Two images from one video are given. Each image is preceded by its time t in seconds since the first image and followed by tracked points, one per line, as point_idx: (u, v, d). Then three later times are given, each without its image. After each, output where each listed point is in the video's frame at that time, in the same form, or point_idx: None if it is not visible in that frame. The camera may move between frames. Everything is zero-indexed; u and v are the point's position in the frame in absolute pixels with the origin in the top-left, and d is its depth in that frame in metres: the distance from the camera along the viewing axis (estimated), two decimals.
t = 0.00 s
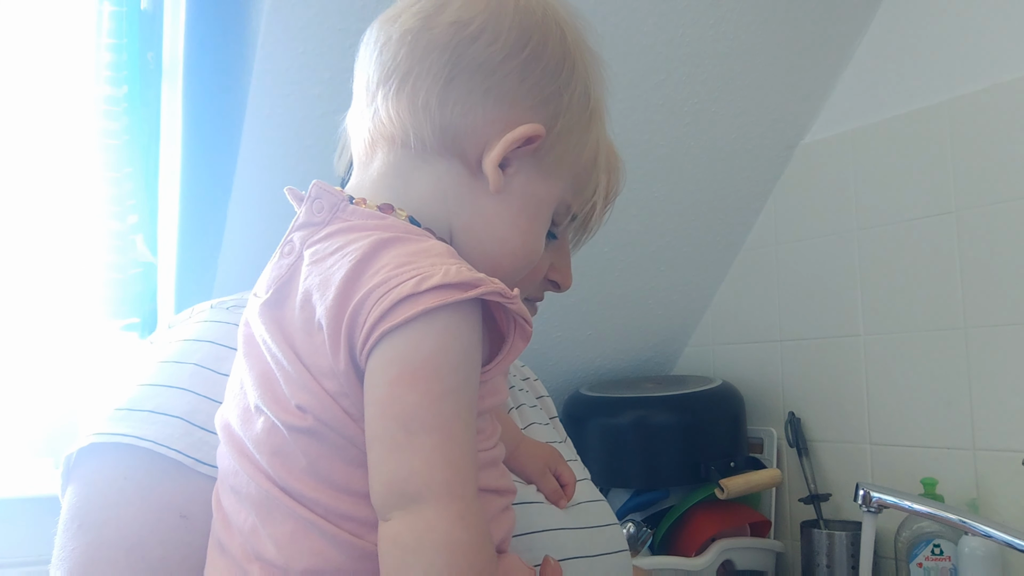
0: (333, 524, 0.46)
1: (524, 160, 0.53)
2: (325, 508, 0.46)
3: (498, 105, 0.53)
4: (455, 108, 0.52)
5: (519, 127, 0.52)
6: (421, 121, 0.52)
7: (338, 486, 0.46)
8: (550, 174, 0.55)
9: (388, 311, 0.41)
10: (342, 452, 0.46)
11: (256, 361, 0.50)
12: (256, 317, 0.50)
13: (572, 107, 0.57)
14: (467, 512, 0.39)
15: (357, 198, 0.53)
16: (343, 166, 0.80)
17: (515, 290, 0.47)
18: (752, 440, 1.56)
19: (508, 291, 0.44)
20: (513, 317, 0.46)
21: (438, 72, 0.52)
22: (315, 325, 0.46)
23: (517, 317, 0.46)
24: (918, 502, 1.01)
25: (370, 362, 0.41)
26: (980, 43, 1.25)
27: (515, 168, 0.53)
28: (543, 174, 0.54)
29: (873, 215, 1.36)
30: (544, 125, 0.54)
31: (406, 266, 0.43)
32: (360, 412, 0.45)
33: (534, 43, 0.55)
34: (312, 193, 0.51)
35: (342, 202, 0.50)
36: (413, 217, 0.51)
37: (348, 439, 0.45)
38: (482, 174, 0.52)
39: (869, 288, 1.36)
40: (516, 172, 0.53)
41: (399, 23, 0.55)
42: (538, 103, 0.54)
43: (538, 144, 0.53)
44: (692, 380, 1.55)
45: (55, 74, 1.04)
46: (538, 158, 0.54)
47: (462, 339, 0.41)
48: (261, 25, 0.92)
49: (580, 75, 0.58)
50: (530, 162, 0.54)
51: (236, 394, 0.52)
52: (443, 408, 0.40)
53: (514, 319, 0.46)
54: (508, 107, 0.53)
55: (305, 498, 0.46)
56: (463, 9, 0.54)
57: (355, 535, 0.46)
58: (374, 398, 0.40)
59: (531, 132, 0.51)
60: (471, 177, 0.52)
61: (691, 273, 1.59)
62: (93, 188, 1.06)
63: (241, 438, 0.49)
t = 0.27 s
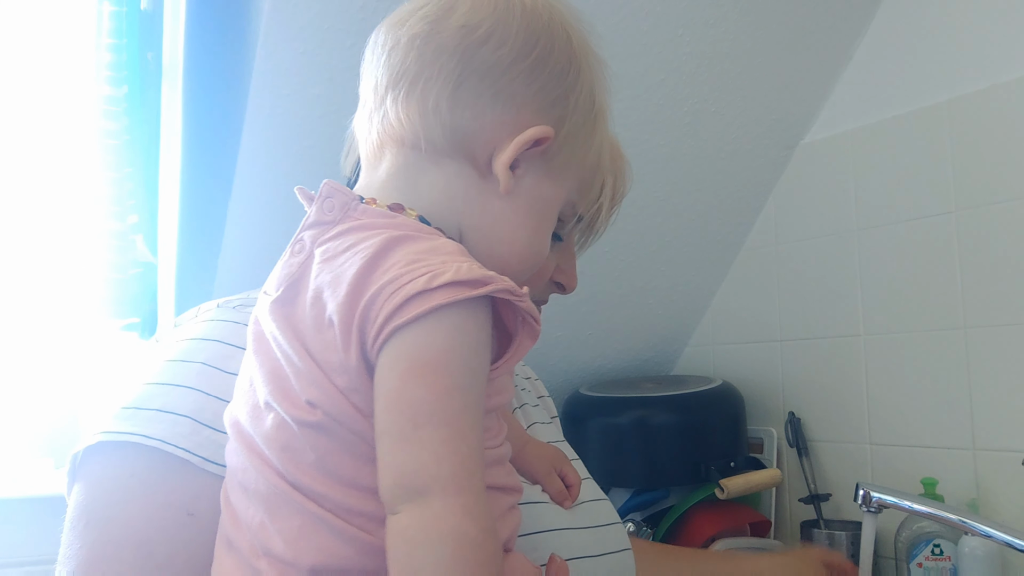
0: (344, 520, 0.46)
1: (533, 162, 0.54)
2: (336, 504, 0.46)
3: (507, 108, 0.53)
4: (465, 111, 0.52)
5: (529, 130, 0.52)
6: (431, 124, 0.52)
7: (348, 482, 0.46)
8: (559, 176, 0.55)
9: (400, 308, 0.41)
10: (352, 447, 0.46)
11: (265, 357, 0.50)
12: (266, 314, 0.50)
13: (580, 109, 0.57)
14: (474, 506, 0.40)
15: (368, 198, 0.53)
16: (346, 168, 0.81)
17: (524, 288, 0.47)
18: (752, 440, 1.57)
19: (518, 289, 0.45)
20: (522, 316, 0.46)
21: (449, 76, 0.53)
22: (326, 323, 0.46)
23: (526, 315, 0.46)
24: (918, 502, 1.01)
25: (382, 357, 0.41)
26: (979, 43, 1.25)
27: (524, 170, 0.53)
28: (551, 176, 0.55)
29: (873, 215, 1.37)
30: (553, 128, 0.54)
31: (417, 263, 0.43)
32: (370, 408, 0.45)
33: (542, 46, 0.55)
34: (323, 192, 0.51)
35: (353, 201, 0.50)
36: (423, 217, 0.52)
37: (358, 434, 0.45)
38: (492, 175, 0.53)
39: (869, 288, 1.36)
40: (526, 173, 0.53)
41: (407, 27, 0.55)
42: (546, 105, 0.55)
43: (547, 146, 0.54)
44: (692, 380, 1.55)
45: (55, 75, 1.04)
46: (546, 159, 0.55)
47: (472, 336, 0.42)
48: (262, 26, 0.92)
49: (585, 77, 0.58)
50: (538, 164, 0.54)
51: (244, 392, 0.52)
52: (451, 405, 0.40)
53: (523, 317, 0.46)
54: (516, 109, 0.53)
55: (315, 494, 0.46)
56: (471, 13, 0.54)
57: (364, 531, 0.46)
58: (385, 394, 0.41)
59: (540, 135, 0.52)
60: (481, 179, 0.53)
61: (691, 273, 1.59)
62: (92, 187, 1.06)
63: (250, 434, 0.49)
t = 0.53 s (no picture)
0: (359, 514, 0.46)
1: (548, 161, 0.54)
2: (352, 498, 0.45)
3: (523, 110, 0.53)
4: (482, 112, 0.52)
5: (545, 130, 0.52)
6: (448, 124, 0.52)
7: (364, 476, 0.46)
8: (572, 175, 0.55)
9: (425, 306, 0.41)
10: (370, 442, 0.45)
11: (282, 352, 0.50)
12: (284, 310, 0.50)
13: (590, 108, 0.57)
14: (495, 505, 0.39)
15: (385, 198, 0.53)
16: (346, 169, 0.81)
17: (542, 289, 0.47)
18: (752, 440, 1.56)
19: (538, 291, 0.45)
20: (540, 317, 0.46)
21: (466, 76, 0.52)
22: (347, 320, 0.46)
23: (544, 317, 0.46)
24: (918, 502, 1.01)
25: (405, 355, 0.42)
26: (980, 42, 1.25)
27: (540, 169, 0.53)
28: (564, 175, 0.55)
29: (874, 215, 1.37)
30: (567, 128, 0.54)
31: (441, 263, 0.43)
32: (391, 404, 0.45)
33: (556, 47, 0.55)
34: (342, 190, 0.51)
35: (373, 200, 0.50)
36: (442, 217, 0.52)
37: (377, 430, 0.45)
38: (508, 175, 0.52)
39: (869, 288, 1.36)
40: (540, 173, 0.53)
41: (422, 27, 0.55)
42: (560, 105, 0.55)
43: (561, 145, 0.54)
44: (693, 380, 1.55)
45: (57, 75, 1.04)
46: (560, 159, 0.54)
47: (495, 336, 0.42)
48: (260, 26, 0.92)
49: (594, 77, 0.58)
50: (552, 163, 0.54)
51: (259, 387, 0.52)
52: (475, 404, 0.40)
53: (541, 318, 0.46)
54: (527, 109, 0.53)
55: (331, 488, 0.46)
56: (487, 13, 0.54)
57: (378, 524, 0.46)
58: (408, 391, 0.41)
59: (558, 134, 0.52)
60: (496, 179, 0.53)
61: (692, 273, 1.59)
62: (93, 188, 1.06)
63: (267, 429, 0.49)
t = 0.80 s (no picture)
0: (358, 502, 0.46)
1: (549, 156, 0.54)
2: (351, 487, 0.46)
3: (525, 105, 0.53)
4: (484, 107, 0.52)
5: (546, 125, 0.52)
6: (450, 119, 0.53)
7: (363, 465, 0.46)
8: (574, 169, 0.56)
9: (426, 296, 0.41)
10: (370, 432, 0.46)
11: (284, 343, 0.50)
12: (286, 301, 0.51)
13: (592, 105, 0.57)
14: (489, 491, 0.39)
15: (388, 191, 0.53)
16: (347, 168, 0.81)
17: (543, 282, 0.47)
18: (751, 440, 1.57)
19: (538, 283, 0.45)
20: (539, 310, 0.46)
21: (468, 71, 0.53)
22: (348, 311, 0.46)
23: (543, 310, 0.46)
24: (918, 502, 1.02)
25: (405, 343, 0.42)
26: (980, 42, 1.25)
27: (541, 163, 0.54)
28: (565, 170, 0.55)
29: (873, 215, 1.37)
30: (568, 122, 0.55)
31: (441, 254, 0.44)
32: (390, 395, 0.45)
33: (557, 42, 0.55)
34: (345, 183, 0.51)
35: (376, 194, 0.50)
36: (444, 210, 0.52)
37: (377, 420, 0.46)
38: (509, 169, 0.53)
39: (869, 287, 1.37)
40: (542, 167, 0.54)
41: (424, 23, 0.55)
42: (561, 101, 0.55)
43: (562, 140, 0.54)
44: (692, 379, 1.56)
45: (56, 75, 1.04)
46: (561, 154, 0.55)
47: (494, 327, 0.42)
48: (261, 26, 0.92)
49: (595, 75, 0.58)
50: (554, 157, 0.54)
51: (262, 378, 0.52)
52: (474, 394, 0.40)
53: (541, 311, 0.47)
54: (528, 106, 0.53)
55: (330, 477, 0.46)
56: (489, 9, 0.54)
57: (377, 513, 0.46)
58: (408, 379, 0.41)
59: (558, 129, 0.52)
60: (498, 173, 0.53)
61: (692, 272, 1.60)
62: (93, 188, 1.06)
63: (268, 418, 0.50)
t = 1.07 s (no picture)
0: (360, 497, 0.46)
1: (546, 153, 0.54)
2: (352, 482, 0.46)
3: (522, 103, 0.53)
4: (480, 105, 0.53)
5: (541, 122, 0.52)
6: (447, 118, 0.53)
7: (364, 459, 0.46)
8: (569, 166, 0.56)
9: (421, 286, 0.42)
10: (370, 426, 0.46)
11: (283, 340, 0.50)
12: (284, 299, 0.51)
13: (585, 102, 0.57)
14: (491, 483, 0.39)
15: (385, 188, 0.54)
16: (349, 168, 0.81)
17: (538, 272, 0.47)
18: (751, 440, 1.57)
19: (533, 272, 0.45)
20: (535, 299, 0.46)
21: (464, 70, 0.53)
22: (345, 305, 0.46)
23: (539, 299, 0.47)
24: (918, 502, 1.02)
25: (403, 335, 0.42)
26: (979, 42, 1.25)
27: (537, 161, 0.54)
28: (561, 167, 0.55)
29: (873, 215, 1.37)
30: (563, 119, 0.55)
31: (436, 245, 0.44)
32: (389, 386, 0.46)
33: (550, 40, 0.56)
34: (341, 181, 0.51)
35: (372, 189, 0.51)
36: (440, 206, 0.52)
37: (377, 413, 0.46)
38: (506, 167, 0.53)
39: (869, 287, 1.37)
40: (538, 164, 0.54)
41: (420, 24, 0.56)
42: (554, 98, 0.55)
43: (558, 137, 0.54)
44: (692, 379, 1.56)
45: (57, 75, 1.05)
46: (557, 151, 0.55)
47: (490, 316, 0.42)
48: (261, 26, 0.92)
49: (592, 75, 0.58)
50: (549, 155, 0.54)
51: (261, 375, 0.52)
52: (470, 380, 0.40)
53: (537, 301, 0.47)
54: (527, 105, 0.53)
55: (331, 472, 0.46)
56: (483, 10, 0.55)
57: (380, 508, 0.46)
58: (406, 369, 0.41)
59: (553, 126, 0.52)
60: (494, 170, 0.53)
61: (692, 272, 1.60)
62: (93, 190, 1.06)
63: (268, 415, 0.50)
